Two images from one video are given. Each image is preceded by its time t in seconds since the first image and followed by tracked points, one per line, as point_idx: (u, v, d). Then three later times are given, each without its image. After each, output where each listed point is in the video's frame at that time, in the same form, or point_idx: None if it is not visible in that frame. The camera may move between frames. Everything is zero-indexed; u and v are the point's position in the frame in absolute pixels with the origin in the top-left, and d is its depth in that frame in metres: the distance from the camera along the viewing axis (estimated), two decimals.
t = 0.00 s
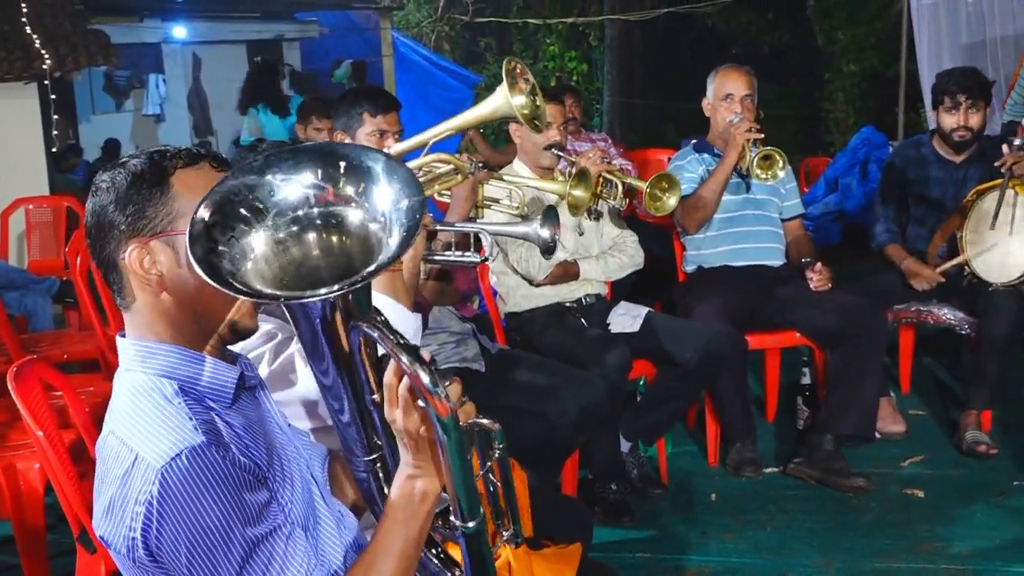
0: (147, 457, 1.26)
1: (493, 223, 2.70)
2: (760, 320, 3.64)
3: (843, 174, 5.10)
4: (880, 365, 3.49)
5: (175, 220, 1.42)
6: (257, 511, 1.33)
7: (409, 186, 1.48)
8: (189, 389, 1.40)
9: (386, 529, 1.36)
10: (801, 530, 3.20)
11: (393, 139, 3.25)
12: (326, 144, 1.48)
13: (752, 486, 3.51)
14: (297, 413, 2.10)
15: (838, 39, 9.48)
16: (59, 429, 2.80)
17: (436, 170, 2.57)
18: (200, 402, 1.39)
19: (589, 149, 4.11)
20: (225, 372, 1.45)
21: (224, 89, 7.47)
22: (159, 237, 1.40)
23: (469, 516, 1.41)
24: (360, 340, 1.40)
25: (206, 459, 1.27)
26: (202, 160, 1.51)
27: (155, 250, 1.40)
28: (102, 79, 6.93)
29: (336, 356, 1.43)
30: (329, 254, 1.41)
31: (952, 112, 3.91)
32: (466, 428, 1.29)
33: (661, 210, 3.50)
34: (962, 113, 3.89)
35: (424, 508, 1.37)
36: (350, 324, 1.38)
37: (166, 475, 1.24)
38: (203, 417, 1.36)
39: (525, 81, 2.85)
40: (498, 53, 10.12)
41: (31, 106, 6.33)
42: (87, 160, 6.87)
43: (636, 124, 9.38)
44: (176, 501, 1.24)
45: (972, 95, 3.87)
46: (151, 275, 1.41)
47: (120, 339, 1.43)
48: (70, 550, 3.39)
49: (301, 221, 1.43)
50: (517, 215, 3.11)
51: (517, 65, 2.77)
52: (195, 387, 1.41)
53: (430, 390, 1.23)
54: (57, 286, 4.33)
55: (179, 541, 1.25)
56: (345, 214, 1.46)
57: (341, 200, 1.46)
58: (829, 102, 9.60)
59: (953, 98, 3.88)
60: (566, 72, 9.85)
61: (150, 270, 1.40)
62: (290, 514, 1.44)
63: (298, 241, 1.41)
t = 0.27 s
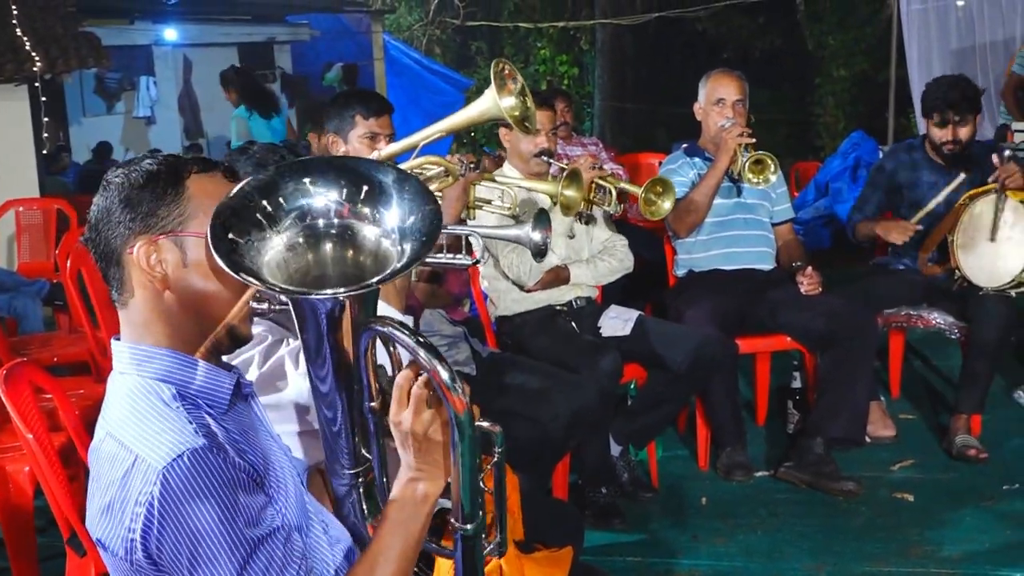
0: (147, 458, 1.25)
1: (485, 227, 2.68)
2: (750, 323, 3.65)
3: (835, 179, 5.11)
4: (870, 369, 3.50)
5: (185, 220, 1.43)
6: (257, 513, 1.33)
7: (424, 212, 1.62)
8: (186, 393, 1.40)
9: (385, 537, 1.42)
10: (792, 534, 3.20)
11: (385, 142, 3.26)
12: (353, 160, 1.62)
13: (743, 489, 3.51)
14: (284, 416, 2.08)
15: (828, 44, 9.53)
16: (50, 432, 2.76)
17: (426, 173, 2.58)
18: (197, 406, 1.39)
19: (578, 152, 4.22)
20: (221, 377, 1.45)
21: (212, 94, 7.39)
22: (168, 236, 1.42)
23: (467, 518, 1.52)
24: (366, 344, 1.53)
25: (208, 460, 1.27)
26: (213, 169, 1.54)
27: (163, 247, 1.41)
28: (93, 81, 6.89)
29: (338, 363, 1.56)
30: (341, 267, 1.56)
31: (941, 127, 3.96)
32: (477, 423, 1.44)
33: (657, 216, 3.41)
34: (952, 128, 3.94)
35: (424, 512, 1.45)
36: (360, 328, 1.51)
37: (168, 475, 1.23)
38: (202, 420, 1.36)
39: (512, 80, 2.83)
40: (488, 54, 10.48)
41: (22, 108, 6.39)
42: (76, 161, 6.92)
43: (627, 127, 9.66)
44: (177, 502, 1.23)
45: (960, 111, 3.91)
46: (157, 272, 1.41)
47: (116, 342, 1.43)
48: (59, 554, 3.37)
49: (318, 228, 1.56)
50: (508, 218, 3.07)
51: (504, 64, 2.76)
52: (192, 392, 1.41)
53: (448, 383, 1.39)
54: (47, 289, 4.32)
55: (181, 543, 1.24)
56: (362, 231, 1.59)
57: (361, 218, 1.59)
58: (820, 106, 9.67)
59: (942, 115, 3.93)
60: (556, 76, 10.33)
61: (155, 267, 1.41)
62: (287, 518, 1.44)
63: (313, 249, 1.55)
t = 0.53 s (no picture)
0: (145, 456, 1.24)
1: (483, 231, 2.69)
2: (748, 326, 3.65)
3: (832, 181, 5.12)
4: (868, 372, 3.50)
5: (188, 220, 1.43)
6: (256, 512, 1.32)
7: (427, 211, 1.62)
8: (184, 393, 1.40)
9: (384, 530, 1.44)
10: (789, 537, 3.19)
11: (383, 145, 3.26)
12: (357, 166, 1.64)
13: (741, 492, 3.51)
14: (281, 421, 2.06)
15: (825, 47, 9.51)
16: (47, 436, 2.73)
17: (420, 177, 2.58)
18: (194, 406, 1.38)
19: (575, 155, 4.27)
20: (218, 378, 1.44)
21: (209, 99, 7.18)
22: (171, 235, 1.41)
23: (463, 515, 1.54)
24: (367, 340, 1.52)
25: (206, 458, 1.26)
26: (214, 171, 1.55)
27: (166, 246, 1.41)
28: (90, 83, 6.87)
29: (338, 359, 1.57)
30: (344, 263, 1.55)
31: (940, 136, 3.91)
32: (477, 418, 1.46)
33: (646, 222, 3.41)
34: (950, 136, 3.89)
35: (421, 505, 1.47)
36: (361, 323, 1.51)
37: (167, 473, 1.23)
38: (200, 420, 1.35)
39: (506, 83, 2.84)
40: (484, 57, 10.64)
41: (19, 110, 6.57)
42: (73, 165, 6.86)
43: (627, 131, 10.20)
44: (176, 499, 1.23)
45: (959, 119, 3.87)
46: (159, 271, 1.41)
47: (114, 342, 1.42)
48: (56, 557, 3.37)
49: (323, 228, 1.57)
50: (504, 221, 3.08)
51: (499, 68, 2.79)
52: (190, 392, 1.41)
53: (451, 377, 1.40)
54: (44, 291, 4.32)
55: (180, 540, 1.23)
56: (365, 232, 1.59)
57: (364, 219, 1.60)
58: (817, 107, 9.69)
59: (941, 125, 3.88)
60: (554, 79, 10.43)
61: (157, 266, 1.40)
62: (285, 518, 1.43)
63: (317, 248, 1.56)
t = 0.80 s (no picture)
0: (141, 459, 1.24)
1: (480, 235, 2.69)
2: (745, 329, 3.65)
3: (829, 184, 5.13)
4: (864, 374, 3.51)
5: (184, 224, 1.43)
6: (253, 514, 1.32)
7: (424, 214, 1.63)
8: (181, 396, 1.39)
9: (382, 528, 1.45)
10: (786, 540, 3.20)
11: (381, 148, 3.26)
12: (355, 166, 1.64)
13: (737, 495, 3.51)
14: (278, 424, 2.06)
15: (821, 50, 9.55)
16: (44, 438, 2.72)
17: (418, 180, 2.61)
18: (191, 409, 1.38)
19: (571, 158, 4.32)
20: (215, 382, 1.44)
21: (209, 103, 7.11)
22: (168, 238, 1.41)
23: (462, 516, 1.55)
24: (365, 340, 1.54)
25: (202, 460, 1.26)
26: (209, 175, 1.54)
27: (164, 249, 1.41)
28: (86, 86, 6.87)
29: (336, 358, 1.56)
30: (341, 267, 1.56)
31: (941, 147, 3.92)
32: (476, 419, 1.46)
33: (635, 227, 3.42)
34: (951, 148, 3.90)
35: (420, 504, 1.48)
36: (361, 325, 1.52)
37: (162, 475, 1.23)
38: (197, 423, 1.35)
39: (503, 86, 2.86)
40: (481, 61, 10.72)
41: (15, 112, 6.37)
42: (70, 166, 6.85)
43: (622, 134, 10.17)
44: (172, 501, 1.23)
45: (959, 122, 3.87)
46: (157, 274, 1.40)
47: (111, 345, 1.42)
48: (53, 560, 3.36)
49: (321, 230, 1.58)
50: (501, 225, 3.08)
51: (495, 70, 2.78)
52: (187, 395, 1.40)
53: (450, 377, 1.41)
54: (41, 294, 4.31)
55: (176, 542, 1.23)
56: (362, 236, 1.60)
57: (361, 223, 1.61)
58: (814, 110, 9.73)
59: (943, 137, 3.89)
60: (550, 82, 10.44)
61: (155, 269, 1.40)
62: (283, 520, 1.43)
63: (314, 251, 1.56)
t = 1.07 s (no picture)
0: (131, 467, 1.24)
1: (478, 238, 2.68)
2: (743, 331, 3.65)
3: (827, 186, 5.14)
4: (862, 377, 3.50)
5: (175, 228, 1.42)
6: (246, 517, 1.32)
7: (421, 214, 1.64)
8: (173, 403, 1.39)
9: (382, 528, 1.44)
10: (784, 542, 3.19)
11: (379, 152, 3.26)
12: (351, 167, 1.64)
13: (735, 497, 3.51)
14: (274, 428, 2.06)
15: (820, 53, 9.59)
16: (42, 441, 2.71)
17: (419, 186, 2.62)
18: (182, 416, 1.38)
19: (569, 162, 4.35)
20: (207, 388, 1.43)
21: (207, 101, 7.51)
22: (159, 243, 1.41)
23: (465, 510, 1.57)
24: (364, 341, 1.52)
25: (193, 466, 1.26)
26: (200, 178, 1.54)
27: (155, 254, 1.40)
28: (84, 88, 6.88)
29: (333, 356, 1.56)
30: (340, 267, 1.57)
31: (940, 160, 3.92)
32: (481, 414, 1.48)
33: (627, 233, 3.44)
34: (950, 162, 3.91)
35: (418, 501, 1.47)
36: (359, 326, 1.51)
37: (153, 483, 1.23)
38: (188, 430, 1.35)
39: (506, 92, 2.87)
40: (480, 63, 10.73)
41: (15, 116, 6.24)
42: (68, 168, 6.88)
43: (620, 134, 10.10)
44: (163, 509, 1.23)
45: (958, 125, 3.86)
46: (149, 279, 1.40)
47: (102, 353, 1.41)
48: (51, 562, 3.36)
49: (319, 231, 1.58)
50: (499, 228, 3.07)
51: (498, 78, 2.79)
52: (179, 401, 1.40)
53: (455, 373, 1.42)
54: (39, 297, 4.31)
55: (169, 548, 1.23)
56: (360, 237, 1.61)
57: (359, 225, 1.61)
58: (812, 113, 9.79)
59: (943, 152, 3.89)
60: (549, 84, 10.46)
61: (147, 274, 1.40)
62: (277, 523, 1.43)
63: (313, 251, 1.57)
